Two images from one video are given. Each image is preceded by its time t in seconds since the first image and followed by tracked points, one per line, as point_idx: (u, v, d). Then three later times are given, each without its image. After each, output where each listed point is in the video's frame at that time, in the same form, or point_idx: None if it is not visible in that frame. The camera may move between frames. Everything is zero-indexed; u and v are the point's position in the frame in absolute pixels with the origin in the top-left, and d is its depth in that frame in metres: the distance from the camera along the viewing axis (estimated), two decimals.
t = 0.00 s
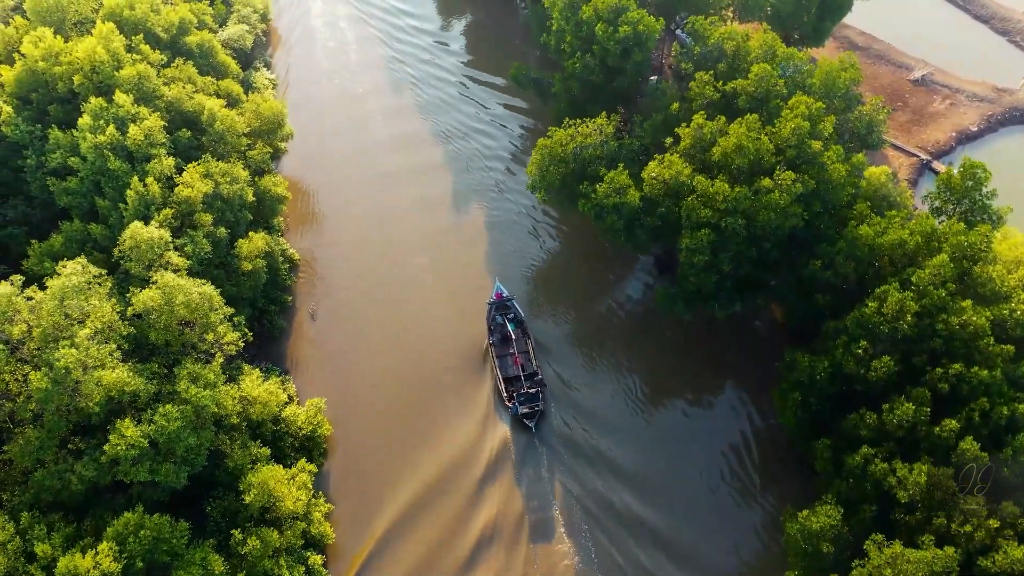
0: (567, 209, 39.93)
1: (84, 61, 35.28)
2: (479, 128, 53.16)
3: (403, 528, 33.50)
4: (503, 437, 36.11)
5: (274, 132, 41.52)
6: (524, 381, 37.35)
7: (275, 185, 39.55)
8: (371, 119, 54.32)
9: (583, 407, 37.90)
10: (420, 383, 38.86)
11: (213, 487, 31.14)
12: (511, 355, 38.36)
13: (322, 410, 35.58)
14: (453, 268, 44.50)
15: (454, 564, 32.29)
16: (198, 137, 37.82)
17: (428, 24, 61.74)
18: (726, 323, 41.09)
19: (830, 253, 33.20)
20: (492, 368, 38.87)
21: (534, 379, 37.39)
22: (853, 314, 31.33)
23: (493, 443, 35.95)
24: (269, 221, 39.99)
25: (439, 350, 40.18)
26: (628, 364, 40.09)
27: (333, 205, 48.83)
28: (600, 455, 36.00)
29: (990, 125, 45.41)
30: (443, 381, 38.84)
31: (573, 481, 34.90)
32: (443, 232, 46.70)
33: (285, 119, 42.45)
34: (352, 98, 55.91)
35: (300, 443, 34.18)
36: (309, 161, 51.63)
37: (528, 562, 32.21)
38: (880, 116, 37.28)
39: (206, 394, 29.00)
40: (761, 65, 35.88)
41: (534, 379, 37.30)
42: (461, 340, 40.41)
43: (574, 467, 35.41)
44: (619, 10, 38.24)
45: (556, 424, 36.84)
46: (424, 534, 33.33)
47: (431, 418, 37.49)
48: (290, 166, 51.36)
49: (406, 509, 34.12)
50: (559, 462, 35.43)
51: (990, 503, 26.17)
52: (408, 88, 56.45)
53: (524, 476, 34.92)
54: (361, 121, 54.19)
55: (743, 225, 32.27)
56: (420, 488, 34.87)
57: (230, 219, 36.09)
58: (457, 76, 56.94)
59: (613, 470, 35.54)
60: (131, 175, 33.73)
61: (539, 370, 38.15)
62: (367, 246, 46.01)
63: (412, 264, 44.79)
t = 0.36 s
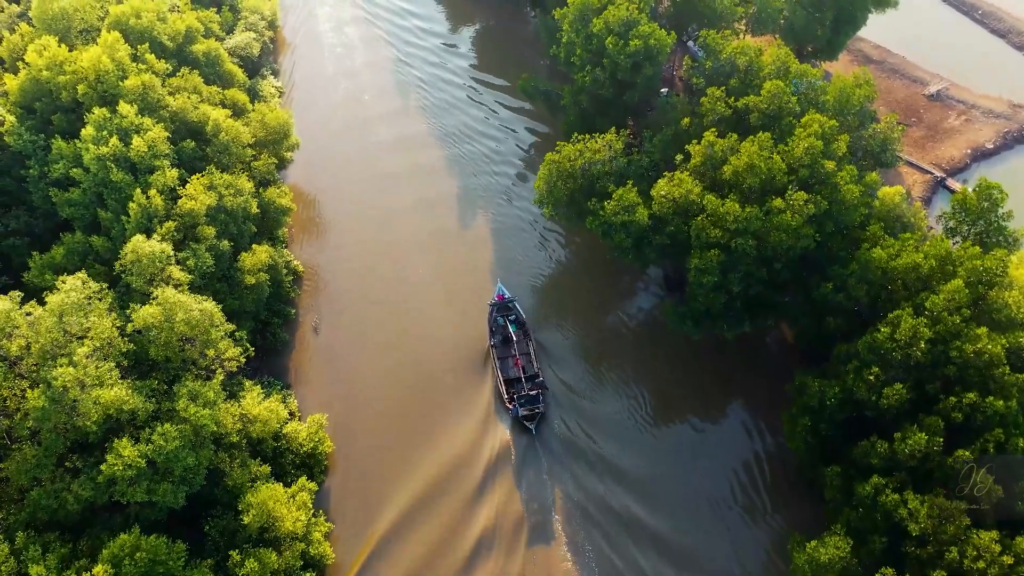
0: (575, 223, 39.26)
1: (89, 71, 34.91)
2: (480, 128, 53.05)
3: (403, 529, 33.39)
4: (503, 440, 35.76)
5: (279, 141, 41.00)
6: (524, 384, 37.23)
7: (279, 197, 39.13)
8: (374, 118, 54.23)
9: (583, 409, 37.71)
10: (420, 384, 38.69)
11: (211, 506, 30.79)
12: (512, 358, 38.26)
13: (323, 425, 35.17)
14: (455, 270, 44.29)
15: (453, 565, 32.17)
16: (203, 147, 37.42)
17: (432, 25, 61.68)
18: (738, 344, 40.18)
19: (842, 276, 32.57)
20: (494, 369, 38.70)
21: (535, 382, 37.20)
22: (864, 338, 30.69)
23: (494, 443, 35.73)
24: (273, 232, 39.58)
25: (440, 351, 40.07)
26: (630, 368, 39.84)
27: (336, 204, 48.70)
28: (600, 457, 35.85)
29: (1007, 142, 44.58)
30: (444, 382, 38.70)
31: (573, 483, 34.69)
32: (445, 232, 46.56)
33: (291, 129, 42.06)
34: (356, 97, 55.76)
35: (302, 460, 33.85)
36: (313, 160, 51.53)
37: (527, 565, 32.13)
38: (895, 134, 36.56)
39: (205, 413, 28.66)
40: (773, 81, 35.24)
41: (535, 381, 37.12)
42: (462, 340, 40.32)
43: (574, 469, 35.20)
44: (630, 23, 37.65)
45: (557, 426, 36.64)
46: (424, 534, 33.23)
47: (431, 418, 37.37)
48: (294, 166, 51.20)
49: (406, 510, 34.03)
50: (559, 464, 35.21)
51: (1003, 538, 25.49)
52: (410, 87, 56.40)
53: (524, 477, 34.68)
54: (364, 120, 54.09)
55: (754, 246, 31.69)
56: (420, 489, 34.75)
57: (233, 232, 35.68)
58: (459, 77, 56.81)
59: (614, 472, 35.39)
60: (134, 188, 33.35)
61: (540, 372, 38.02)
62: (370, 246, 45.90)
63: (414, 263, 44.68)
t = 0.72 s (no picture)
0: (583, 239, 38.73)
1: (93, 80, 34.56)
2: (484, 129, 53.08)
3: (404, 529, 34.17)
4: (504, 441, 36.50)
5: (284, 152, 40.58)
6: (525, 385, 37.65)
7: (283, 210, 38.80)
8: (378, 118, 54.37)
9: (584, 411, 38.13)
10: (421, 384, 39.21)
11: (209, 524, 30.40)
12: (513, 359, 38.51)
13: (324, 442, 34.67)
14: (457, 272, 44.45)
15: (453, 566, 33.00)
16: (207, 158, 37.06)
17: (436, 25, 61.59)
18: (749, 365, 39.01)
19: (853, 299, 31.94)
20: (494, 370, 39.13)
21: (535, 383, 37.64)
22: (876, 364, 30.06)
23: (494, 445, 36.39)
24: (277, 244, 39.21)
25: (441, 352, 40.44)
26: (632, 373, 39.67)
27: (340, 206, 49.02)
28: (599, 459, 36.38)
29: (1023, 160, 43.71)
30: (445, 384, 39.16)
31: (572, 486, 35.28)
32: (447, 234, 46.75)
33: (297, 139, 41.69)
34: (360, 97, 55.89)
35: (302, 477, 33.37)
36: (318, 160, 51.80)
37: (526, 566, 32.90)
38: (910, 153, 35.84)
39: (204, 433, 28.28)
40: (785, 99, 34.62)
41: (536, 383, 37.57)
42: (463, 342, 40.69)
43: (574, 473, 35.77)
44: (641, 37, 37.10)
45: (557, 428, 37.17)
46: (424, 535, 34.03)
47: (432, 419, 37.93)
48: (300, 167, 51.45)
49: (407, 510, 34.77)
50: (559, 467, 35.85)
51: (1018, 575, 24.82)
52: (415, 87, 56.48)
53: (524, 479, 35.37)
54: (369, 120, 54.28)
55: (764, 268, 31.09)
56: (420, 489, 35.48)
57: (236, 245, 35.28)
58: (464, 78, 56.85)
59: (613, 474, 35.95)
60: (136, 200, 32.98)
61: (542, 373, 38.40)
62: (373, 247, 46.25)
63: (416, 264, 44.99)
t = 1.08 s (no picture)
0: (590, 257, 38.05)
1: (98, 90, 34.23)
2: (489, 133, 53.14)
3: (403, 529, 33.79)
4: (504, 445, 36.11)
5: (290, 163, 40.21)
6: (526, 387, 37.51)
7: (288, 222, 38.46)
8: (384, 121, 54.45)
9: (586, 415, 37.85)
10: (421, 387, 39.06)
11: (208, 544, 30.07)
12: (515, 362, 38.49)
13: (325, 458, 34.24)
14: (459, 275, 44.36)
15: (453, 565, 32.57)
16: (212, 170, 36.73)
17: (443, 28, 61.79)
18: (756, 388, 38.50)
19: (866, 325, 31.35)
20: (496, 372, 39.00)
21: (536, 386, 37.49)
22: (887, 392, 29.46)
23: (495, 448, 36.08)
24: (282, 256, 38.87)
25: (442, 354, 40.31)
26: (635, 380, 39.52)
27: (345, 207, 48.91)
28: (601, 463, 36.06)
29: None
30: (446, 386, 38.98)
31: (572, 490, 34.89)
32: (451, 237, 46.72)
33: (303, 149, 41.31)
34: (366, 99, 56.03)
35: (303, 495, 32.93)
36: (323, 162, 51.71)
37: (525, 568, 32.44)
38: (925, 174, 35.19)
39: (202, 453, 27.85)
40: (799, 117, 34.06)
41: (537, 386, 37.46)
42: (464, 345, 40.57)
43: (574, 477, 35.39)
44: (652, 51, 36.57)
45: (559, 432, 36.87)
46: (423, 535, 33.64)
47: (432, 422, 37.67)
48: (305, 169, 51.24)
49: (406, 509, 34.45)
50: (560, 470, 35.51)
51: None
52: (421, 91, 56.60)
53: (524, 482, 34.99)
54: (375, 123, 54.36)
55: (775, 292, 30.55)
56: (420, 488, 35.20)
57: (240, 259, 34.93)
58: (471, 82, 56.87)
59: (614, 479, 35.62)
60: (140, 213, 32.66)
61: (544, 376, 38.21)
62: (376, 249, 46.16)
63: (419, 267, 44.92)
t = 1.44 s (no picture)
0: (597, 274, 37.50)
1: (101, 101, 33.81)
2: (495, 134, 53.03)
3: (404, 529, 33.86)
4: (504, 447, 36.15)
5: (295, 174, 39.76)
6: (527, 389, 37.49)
7: (291, 235, 38.08)
8: (389, 121, 54.42)
9: (587, 417, 37.77)
10: (421, 388, 39.09)
11: (205, 564, 29.67)
12: (516, 363, 38.50)
13: (326, 476, 33.74)
14: (462, 276, 44.37)
15: (452, 565, 32.70)
16: (215, 182, 36.38)
17: (448, 29, 61.63)
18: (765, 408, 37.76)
19: (877, 350, 30.73)
20: (496, 373, 39.08)
21: (537, 388, 37.50)
22: (898, 419, 28.84)
23: (495, 450, 36.11)
24: (285, 269, 38.53)
25: (443, 355, 40.33)
26: (637, 382, 39.36)
27: (349, 208, 48.87)
28: (602, 466, 36.01)
29: None
30: (446, 387, 39.01)
31: (572, 492, 34.91)
32: (454, 237, 46.76)
33: (309, 160, 40.87)
34: (371, 100, 55.98)
35: (302, 513, 32.46)
36: (327, 163, 51.69)
37: (524, 569, 32.57)
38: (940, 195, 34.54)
39: (200, 474, 27.44)
40: (811, 136, 33.46)
41: (538, 388, 37.48)
42: (465, 345, 40.60)
43: (574, 478, 35.41)
44: (663, 66, 36.01)
45: (559, 434, 36.85)
46: (424, 534, 33.72)
47: (433, 422, 37.70)
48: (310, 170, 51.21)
49: (406, 508, 34.54)
50: (560, 472, 35.52)
51: None
52: (426, 91, 56.52)
53: (525, 484, 35.04)
54: (380, 123, 54.37)
55: (784, 315, 29.97)
56: (420, 487, 35.28)
57: (242, 273, 34.52)
58: (476, 84, 56.78)
59: (615, 481, 35.58)
60: (141, 226, 32.27)
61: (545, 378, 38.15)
62: (379, 250, 46.17)
63: (421, 268, 44.93)
